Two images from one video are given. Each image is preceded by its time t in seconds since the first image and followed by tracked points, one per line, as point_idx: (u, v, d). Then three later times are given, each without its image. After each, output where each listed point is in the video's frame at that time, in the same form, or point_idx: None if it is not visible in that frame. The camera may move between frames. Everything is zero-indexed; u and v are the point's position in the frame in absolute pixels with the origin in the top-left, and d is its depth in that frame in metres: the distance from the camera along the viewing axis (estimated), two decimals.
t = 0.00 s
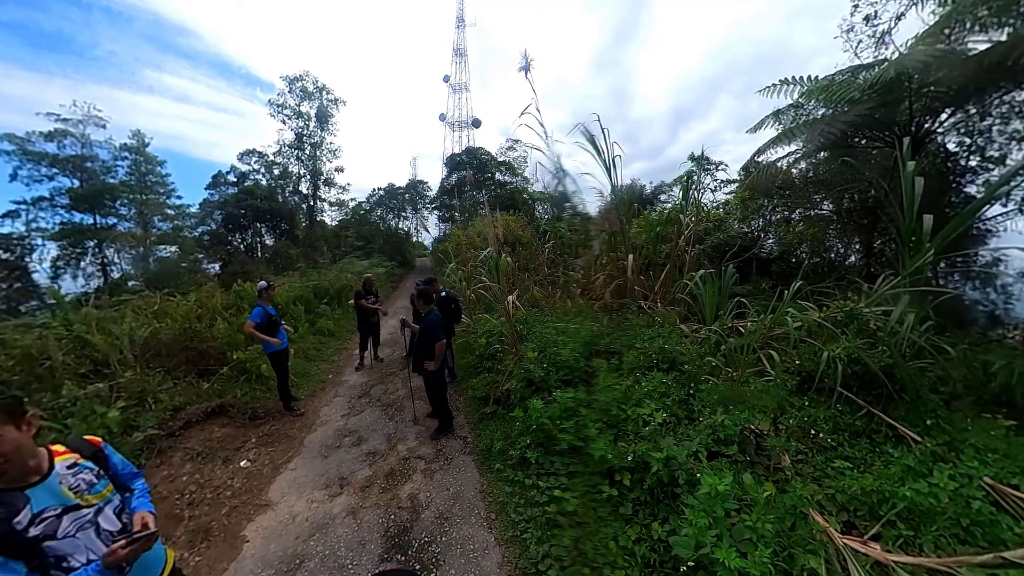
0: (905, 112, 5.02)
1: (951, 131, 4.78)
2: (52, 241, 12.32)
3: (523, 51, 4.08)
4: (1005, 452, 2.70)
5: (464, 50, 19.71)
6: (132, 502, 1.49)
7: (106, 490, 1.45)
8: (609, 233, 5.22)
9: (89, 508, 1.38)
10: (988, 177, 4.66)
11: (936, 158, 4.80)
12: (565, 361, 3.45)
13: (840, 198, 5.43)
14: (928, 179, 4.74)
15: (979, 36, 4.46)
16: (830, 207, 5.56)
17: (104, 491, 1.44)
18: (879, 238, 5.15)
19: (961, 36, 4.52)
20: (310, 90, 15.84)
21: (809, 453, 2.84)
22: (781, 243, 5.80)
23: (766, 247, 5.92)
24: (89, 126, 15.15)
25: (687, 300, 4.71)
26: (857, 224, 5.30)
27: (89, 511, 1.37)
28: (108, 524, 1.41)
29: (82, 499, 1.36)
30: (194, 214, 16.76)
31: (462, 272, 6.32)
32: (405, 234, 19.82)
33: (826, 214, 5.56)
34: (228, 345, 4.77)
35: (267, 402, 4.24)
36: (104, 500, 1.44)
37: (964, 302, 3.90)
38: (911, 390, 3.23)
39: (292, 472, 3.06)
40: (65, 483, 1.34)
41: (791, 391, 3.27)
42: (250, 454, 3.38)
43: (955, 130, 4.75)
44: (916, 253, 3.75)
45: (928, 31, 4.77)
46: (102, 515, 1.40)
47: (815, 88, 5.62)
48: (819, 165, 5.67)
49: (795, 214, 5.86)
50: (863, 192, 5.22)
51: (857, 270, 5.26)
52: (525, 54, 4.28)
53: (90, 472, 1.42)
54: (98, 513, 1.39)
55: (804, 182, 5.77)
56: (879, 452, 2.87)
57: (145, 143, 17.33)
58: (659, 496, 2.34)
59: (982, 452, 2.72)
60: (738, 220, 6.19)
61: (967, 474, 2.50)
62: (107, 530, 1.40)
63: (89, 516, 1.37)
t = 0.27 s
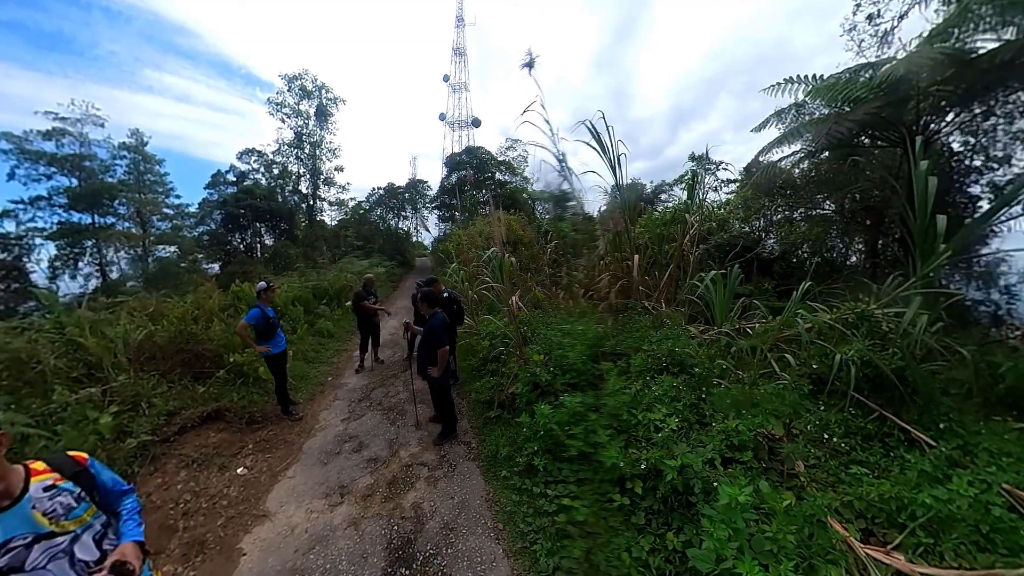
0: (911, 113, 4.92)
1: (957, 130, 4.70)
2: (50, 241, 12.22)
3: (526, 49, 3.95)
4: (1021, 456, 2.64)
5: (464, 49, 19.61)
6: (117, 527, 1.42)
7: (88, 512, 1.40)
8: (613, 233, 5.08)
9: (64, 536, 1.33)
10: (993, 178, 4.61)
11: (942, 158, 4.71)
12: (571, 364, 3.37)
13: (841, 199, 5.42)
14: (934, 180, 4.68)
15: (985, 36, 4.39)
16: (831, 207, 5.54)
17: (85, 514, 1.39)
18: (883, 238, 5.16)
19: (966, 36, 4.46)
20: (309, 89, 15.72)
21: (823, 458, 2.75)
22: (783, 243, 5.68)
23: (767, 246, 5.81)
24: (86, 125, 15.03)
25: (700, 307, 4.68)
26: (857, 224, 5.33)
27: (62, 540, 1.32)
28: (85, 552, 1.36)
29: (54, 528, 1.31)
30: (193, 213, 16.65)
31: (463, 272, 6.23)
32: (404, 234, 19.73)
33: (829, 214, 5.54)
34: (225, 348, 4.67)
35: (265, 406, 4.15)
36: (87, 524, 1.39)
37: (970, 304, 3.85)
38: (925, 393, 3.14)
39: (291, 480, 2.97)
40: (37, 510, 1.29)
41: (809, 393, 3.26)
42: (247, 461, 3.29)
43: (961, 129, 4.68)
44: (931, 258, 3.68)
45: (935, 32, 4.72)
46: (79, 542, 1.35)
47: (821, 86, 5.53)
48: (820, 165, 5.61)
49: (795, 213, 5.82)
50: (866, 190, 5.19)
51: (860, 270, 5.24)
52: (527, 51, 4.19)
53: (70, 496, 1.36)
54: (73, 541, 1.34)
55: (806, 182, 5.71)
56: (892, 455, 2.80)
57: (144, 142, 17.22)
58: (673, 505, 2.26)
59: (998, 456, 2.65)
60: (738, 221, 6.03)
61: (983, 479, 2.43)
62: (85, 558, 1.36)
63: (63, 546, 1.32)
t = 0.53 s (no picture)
0: (913, 112, 4.88)
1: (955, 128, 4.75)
2: (49, 241, 12.17)
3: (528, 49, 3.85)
4: None
5: (463, 48, 19.57)
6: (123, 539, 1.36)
7: (94, 523, 1.36)
8: (616, 233, 4.73)
9: (68, 549, 1.29)
10: (990, 177, 4.68)
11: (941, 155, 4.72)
12: (576, 363, 3.35)
13: (841, 199, 5.45)
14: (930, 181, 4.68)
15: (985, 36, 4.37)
16: (832, 207, 5.59)
17: (91, 526, 1.35)
18: (883, 238, 5.13)
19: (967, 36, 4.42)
20: (309, 89, 15.67)
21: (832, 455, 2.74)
22: (783, 243, 5.79)
23: (768, 246, 5.91)
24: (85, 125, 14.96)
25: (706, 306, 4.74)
26: (857, 224, 5.35)
27: (66, 553, 1.29)
28: (90, 566, 1.32)
29: (57, 541, 1.27)
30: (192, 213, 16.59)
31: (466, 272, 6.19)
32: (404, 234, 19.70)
33: (830, 214, 5.59)
34: (227, 348, 4.64)
35: (268, 407, 4.12)
36: (93, 535, 1.35)
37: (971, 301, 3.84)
38: (929, 391, 3.14)
39: (296, 483, 2.94)
40: (40, 522, 1.27)
41: (815, 389, 3.21)
42: (252, 463, 3.26)
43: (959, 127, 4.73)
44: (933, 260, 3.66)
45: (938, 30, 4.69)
46: (83, 556, 1.31)
47: (824, 86, 5.47)
48: (819, 165, 5.58)
49: (796, 213, 5.89)
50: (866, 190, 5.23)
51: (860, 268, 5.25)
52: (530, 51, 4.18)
53: (75, 506, 1.33)
54: (76, 554, 1.30)
55: (806, 182, 5.74)
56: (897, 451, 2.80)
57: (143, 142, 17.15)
58: (685, 503, 2.25)
59: (1000, 451, 2.65)
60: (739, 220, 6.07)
61: (987, 473, 2.41)
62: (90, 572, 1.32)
63: (66, 559, 1.28)
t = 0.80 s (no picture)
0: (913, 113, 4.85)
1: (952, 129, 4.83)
2: (49, 242, 12.14)
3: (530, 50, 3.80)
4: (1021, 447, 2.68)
5: (463, 48, 19.56)
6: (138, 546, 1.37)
7: (108, 532, 1.35)
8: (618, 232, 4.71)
9: (84, 558, 1.29)
10: (988, 177, 4.73)
11: (940, 154, 4.77)
12: (581, 363, 3.35)
13: (841, 199, 5.57)
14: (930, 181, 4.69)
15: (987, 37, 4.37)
16: (832, 208, 5.71)
17: (106, 534, 1.35)
18: (883, 238, 5.14)
19: (967, 37, 4.43)
20: (309, 89, 15.64)
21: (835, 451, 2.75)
22: (782, 242, 5.84)
23: (768, 245, 5.95)
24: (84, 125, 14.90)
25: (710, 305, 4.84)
26: (856, 225, 5.40)
27: (84, 562, 1.29)
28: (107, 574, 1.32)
29: (73, 550, 1.27)
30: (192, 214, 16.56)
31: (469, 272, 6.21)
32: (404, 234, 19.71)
33: (830, 214, 5.69)
34: (231, 349, 4.64)
35: (273, 409, 4.12)
36: (108, 544, 1.35)
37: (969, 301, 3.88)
38: (928, 388, 3.16)
39: (303, 485, 2.95)
40: (56, 532, 1.26)
41: (816, 389, 3.21)
42: (258, 465, 3.27)
43: (956, 127, 4.82)
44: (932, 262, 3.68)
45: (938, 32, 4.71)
46: (100, 564, 1.31)
47: (825, 87, 5.43)
48: (819, 165, 5.64)
49: (797, 213, 5.98)
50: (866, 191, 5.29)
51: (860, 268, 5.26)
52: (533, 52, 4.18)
53: (89, 516, 1.32)
54: (94, 562, 1.30)
55: (807, 182, 5.84)
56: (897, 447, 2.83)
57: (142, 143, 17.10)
58: (691, 499, 2.28)
59: (999, 448, 2.69)
60: (740, 219, 6.17)
61: (984, 468, 2.42)
62: None
63: (84, 567, 1.28)
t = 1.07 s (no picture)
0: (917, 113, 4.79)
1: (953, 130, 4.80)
2: (48, 241, 12.06)
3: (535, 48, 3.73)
4: None
5: (463, 47, 19.51)
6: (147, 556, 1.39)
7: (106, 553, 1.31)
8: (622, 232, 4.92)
9: None
10: (992, 178, 4.70)
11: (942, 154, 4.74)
12: (591, 363, 3.31)
13: (843, 198, 5.46)
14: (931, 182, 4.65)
15: (992, 37, 4.32)
16: (833, 207, 5.59)
17: (104, 555, 1.30)
18: (886, 238, 5.14)
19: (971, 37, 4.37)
20: (308, 88, 15.56)
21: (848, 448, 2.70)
22: (785, 242, 5.80)
23: (772, 243, 5.94)
24: (82, 124, 14.82)
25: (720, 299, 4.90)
26: (859, 223, 5.35)
27: None
28: None
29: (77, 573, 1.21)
30: (192, 213, 16.46)
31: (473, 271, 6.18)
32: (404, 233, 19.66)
33: (832, 212, 5.57)
34: (232, 350, 4.58)
35: (276, 411, 4.07)
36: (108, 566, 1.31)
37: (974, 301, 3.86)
38: (938, 386, 3.09)
39: (309, 491, 2.89)
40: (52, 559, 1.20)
41: (832, 384, 3.14)
42: (262, 470, 3.22)
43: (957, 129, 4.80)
44: (939, 263, 3.61)
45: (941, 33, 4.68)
46: None
47: (830, 87, 5.37)
48: (822, 166, 5.56)
49: (799, 212, 5.84)
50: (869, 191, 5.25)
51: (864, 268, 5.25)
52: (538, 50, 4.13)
53: (81, 539, 1.28)
54: None
55: (809, 183, 5.72)
56: (911, 444, 2.78)
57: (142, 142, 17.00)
58: (707, 500, 2.23)
59: (1011, 447, 2.61)
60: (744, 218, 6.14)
61: (996, 467, 2.35)
62: None
63: None
